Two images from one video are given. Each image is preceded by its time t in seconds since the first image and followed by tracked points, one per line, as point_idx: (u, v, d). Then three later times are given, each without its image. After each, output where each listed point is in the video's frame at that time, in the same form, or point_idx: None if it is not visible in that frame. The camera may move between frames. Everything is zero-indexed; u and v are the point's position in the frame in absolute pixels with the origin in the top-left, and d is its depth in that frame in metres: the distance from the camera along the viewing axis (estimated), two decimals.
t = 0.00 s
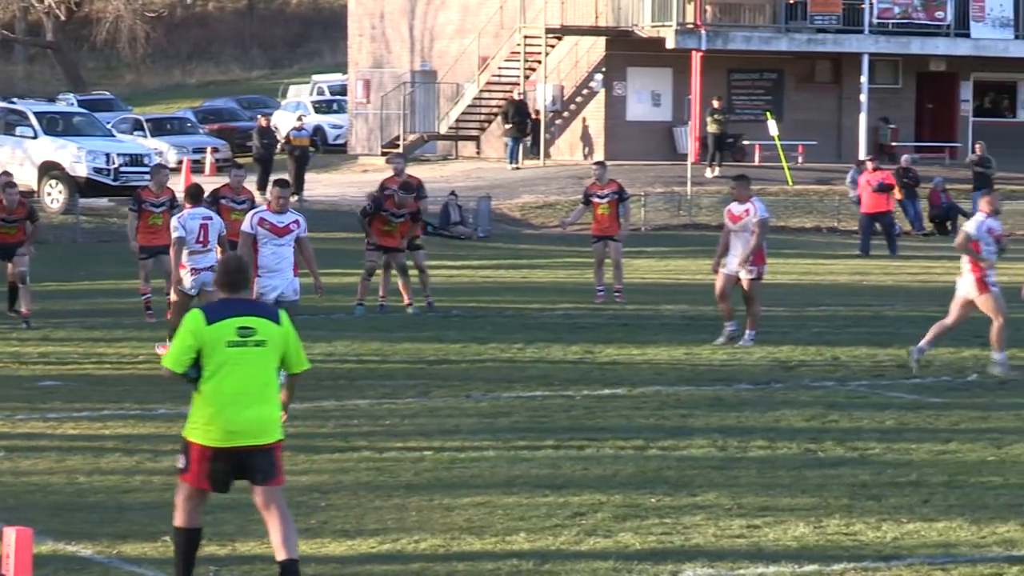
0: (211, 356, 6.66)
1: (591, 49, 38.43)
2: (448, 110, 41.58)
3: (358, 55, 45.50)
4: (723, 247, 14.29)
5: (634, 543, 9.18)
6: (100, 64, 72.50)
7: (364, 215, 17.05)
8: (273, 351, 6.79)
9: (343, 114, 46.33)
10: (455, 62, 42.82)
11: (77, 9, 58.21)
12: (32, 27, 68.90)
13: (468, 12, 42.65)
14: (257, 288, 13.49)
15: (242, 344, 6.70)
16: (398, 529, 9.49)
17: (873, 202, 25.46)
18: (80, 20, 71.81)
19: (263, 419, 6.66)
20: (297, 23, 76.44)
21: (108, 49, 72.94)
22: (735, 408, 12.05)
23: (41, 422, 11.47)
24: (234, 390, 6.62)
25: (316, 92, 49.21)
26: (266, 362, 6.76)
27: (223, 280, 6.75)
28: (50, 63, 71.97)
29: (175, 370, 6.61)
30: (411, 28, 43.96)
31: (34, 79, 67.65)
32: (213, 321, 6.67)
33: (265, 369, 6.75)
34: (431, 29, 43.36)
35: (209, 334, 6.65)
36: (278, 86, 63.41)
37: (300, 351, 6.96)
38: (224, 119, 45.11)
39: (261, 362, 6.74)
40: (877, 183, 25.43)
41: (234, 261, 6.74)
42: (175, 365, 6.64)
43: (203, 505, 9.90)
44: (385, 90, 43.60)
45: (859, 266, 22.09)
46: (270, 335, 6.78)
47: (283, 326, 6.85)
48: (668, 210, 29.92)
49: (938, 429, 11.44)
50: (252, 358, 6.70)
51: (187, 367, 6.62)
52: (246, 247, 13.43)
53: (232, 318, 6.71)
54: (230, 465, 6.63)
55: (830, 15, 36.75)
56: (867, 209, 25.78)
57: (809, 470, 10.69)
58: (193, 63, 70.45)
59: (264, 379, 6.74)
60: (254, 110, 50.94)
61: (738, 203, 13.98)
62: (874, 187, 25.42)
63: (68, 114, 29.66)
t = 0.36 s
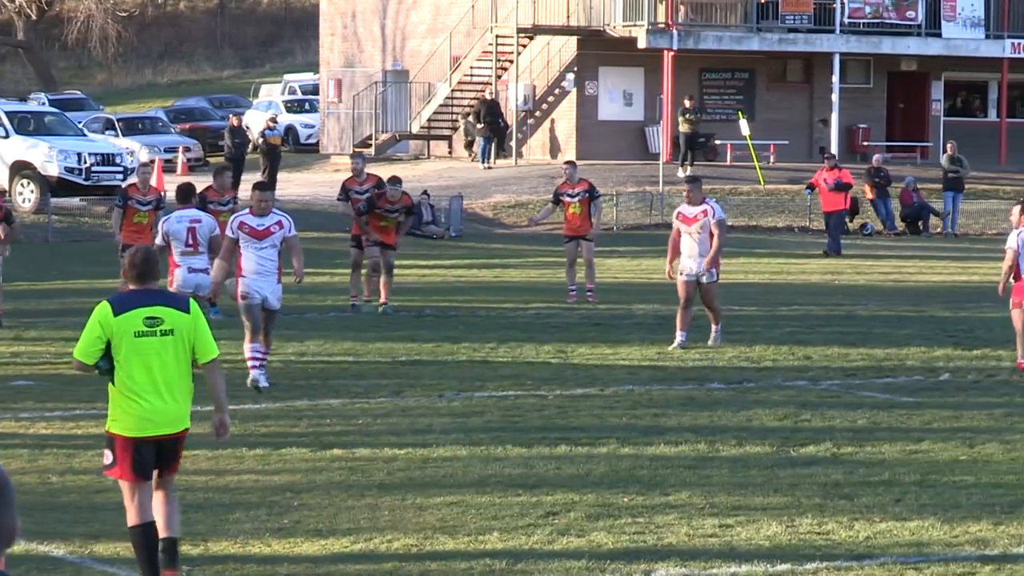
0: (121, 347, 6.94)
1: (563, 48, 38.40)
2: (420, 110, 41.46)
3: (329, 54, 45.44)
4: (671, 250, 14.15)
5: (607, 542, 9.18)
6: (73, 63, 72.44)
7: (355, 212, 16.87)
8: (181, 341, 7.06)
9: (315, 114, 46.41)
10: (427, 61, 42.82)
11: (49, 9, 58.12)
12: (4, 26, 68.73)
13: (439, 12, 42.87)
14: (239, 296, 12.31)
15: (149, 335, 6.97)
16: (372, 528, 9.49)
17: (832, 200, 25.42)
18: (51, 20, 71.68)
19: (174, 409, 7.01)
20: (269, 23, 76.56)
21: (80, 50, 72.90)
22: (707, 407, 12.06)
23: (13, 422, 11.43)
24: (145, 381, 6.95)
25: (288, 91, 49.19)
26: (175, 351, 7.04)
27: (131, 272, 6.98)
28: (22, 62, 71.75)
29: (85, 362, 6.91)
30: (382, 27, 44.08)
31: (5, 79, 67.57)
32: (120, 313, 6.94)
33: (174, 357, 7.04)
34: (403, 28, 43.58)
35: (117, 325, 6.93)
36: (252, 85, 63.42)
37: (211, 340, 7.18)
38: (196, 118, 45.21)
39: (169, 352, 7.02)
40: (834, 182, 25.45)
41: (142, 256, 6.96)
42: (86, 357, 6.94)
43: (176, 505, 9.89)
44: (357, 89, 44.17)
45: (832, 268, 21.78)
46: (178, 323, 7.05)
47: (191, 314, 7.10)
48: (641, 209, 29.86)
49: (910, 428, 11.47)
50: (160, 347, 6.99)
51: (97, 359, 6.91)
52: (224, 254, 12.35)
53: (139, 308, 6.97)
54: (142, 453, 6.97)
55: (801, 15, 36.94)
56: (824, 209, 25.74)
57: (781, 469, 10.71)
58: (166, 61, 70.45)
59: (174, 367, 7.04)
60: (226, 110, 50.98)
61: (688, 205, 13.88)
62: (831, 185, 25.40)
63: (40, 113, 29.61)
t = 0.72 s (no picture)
0: (100, 348, 7.21)
1: (588, 49, 38.39)
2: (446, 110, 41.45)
3: (355, 56, 45.97)
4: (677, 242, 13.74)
5: (633, 544, 9.17)
6: (97, 64, 72.89)
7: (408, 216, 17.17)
8: (158, 347, 7.31)
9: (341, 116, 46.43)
10: (453, 62, 43.00)
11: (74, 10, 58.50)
12: (29, 28, 69.22)
13: (464, 13, 43.10)
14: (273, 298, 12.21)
15: (129, 337, 7.23)
16: (397, 530, 9.48)
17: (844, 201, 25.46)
18: (78, 20, 72.20)
19: (142, 416, 7.23)
20: (294, 25, 76.86)
21: (106, 50, 73.41)
22: (733, 409, 12.05)
23: (39, 422, 11.46)
24: (118, 382, 7.19)
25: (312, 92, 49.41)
26: (150, 356, 7.28)
27: (117, 275, 7.26)
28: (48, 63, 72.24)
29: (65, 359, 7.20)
30: (409, 28, 44.45)
31: (31, 80, 68.06)
32: (102, 314, 7.21)
33: (149, 362, 7.28)
34: (428, 29, 43.89)
35: (98, 326, 7.20)
36: (273, 86, 63.61)
37: (188, 349, 7.39)
38: (222, 119, 45.32)
39: (144, 357, 7.27)
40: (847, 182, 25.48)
41: (126, 259, 7.23)
42: (66, 355, 7.23)
43: (201, 506, 9.89)
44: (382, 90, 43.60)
45: (857, 267, 22.27)
46: (157, 330, 7.29)
47: (171, 323, 7.34)
48: (666, 210, 29.87)
49: (936, 430, 11.45)
50: (136, 351, 7.24)
51: (76, 358, 7.19)
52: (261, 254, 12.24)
53: (121, 312, 7.24)
54: (111, 452, 7.19)
55: (827, 15, 36.88)
56: (835, 212, 25.75)
57: (806, 471, 10.69)
58: (191, 63, 70.85)
59: (149, 372, 7.28)
60: (252, 111, 51.21)
61: (709, 206, 13.45)
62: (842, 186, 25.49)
63: (65, 115, 29.75)
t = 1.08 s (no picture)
0: (57, 343, 7.22)
1: (593, 49, 38.45)
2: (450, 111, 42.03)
3: (360, 56, 46.13)
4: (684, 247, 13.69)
5: (637, 544, 9.17)
6: (101, 65, 73.02)
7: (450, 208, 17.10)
8: (115, 341, 7.35)
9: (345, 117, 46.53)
10: (456, 62, 42.72)
11: (77, 10, 58.55)
12: (32, 28, 69.35)
13: (468, 14, 42.82)
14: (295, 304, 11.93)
15: (85, 331, 7.26)
16: (400, 530, 9.49)
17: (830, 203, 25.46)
18: (81, 21, 72.32)
19: (105, 407, 7.21)
20: (297, 24, 76.99)
21: (110, 51, 73.56)
22: (736, 409, 12.05)
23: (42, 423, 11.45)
24: (78, 375, 7.18)
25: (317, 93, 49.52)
26: (108, 350, 7.31)
27: (71, 269, 7.29)
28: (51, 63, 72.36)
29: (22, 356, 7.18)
30: (412, 28, 44.37)
31: (34, 80, 68.17)
32: (58, 309, 7.25)
33: (108, 356, 7.31)
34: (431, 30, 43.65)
35: (54, 321, 7.23)
36: (276, 86, 63.67)
37: (144, 341, 7.50)
38: (225, 120, 45.40)
39: (103, 350, 7.30)
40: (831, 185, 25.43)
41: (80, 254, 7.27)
42: (23, 353, 7.22)
43: (203, 506, 9.89)
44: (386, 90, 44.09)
45: (860, 267, 22.44)
46: (114, 323, 7.34)
47: (126, 316, 7.41)
48: (670, 211, 29.86)
49: (939, 430, 11.46)
50: (94, 343, 7.26)
51: (34, 354, 7.19)
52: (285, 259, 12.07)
53: (77, 307, 7.28)
54: (68, 448, 7.16)
55: (830, 16, 36.85)
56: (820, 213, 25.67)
57: (809, 471, 10.69)
58: (194, 64, 70.96)
59: (107, 364, 7.29)
60: (256, 111, 51.27)
61: (714, 205, 13.48)
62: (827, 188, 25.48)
63: (69, 115, 29.77)
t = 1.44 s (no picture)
0: None
1: (585, 49, 38.44)
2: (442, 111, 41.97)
3: (352, 56, 46.65)
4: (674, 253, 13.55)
5: (629, 544, 9.18)
6: (94, 66, 73.03)
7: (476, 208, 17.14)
8: (39, 341, 7.30)
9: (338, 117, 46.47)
10: (449, 62, 42.99)
11: (70, 11, 58.53)
12: (25, 29, 69.34)
13: (460, 14, 43.28)
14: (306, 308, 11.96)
15: (6, 333, 7.23)
16: (393, 530, 9.49)
17: (803, 202, 25.09)
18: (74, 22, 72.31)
19: (25, 408, 7.22)
20: (291, 24, 77.09)
21: (103, 52, 73.59)
22: (729, 409, 12.06)
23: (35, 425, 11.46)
24: None
25: (310, 93, 49.52)
26: (32, 352, 7.27)
27: None
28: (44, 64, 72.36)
29: None
30: (405, 29, 44.85)
31: (27, 81, 68.18)
32: None
33: (30, 358, 7.27)
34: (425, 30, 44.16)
35: None
36: (269, 87, 63.71)
37: (69, 341, 7.46)
38: (218, 120, 45.43)
39: (25, 349, 7.26)
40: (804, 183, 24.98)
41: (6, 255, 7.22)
42: None
43: (197, 506, 9.91)
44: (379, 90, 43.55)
45: (853, 266, 22.54)
46: (36, 324, 7.30)
47: (50, 315, 7.36)
48: (663, 211, 29.86)
49: (932, 430, 11.47)
50: (15, 346, 7.23)
51: None
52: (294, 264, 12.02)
53: None
54: None
55: (823, 16, 36.88)
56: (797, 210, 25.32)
57: (802, 471, 10.70)
58: (188, 64, 71.02)
59: (28, 366, 7.25)
60: (249, 112, 51.30)
61: (702, 210, 13.34)
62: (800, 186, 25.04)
63: (62, 116, 29.74)
